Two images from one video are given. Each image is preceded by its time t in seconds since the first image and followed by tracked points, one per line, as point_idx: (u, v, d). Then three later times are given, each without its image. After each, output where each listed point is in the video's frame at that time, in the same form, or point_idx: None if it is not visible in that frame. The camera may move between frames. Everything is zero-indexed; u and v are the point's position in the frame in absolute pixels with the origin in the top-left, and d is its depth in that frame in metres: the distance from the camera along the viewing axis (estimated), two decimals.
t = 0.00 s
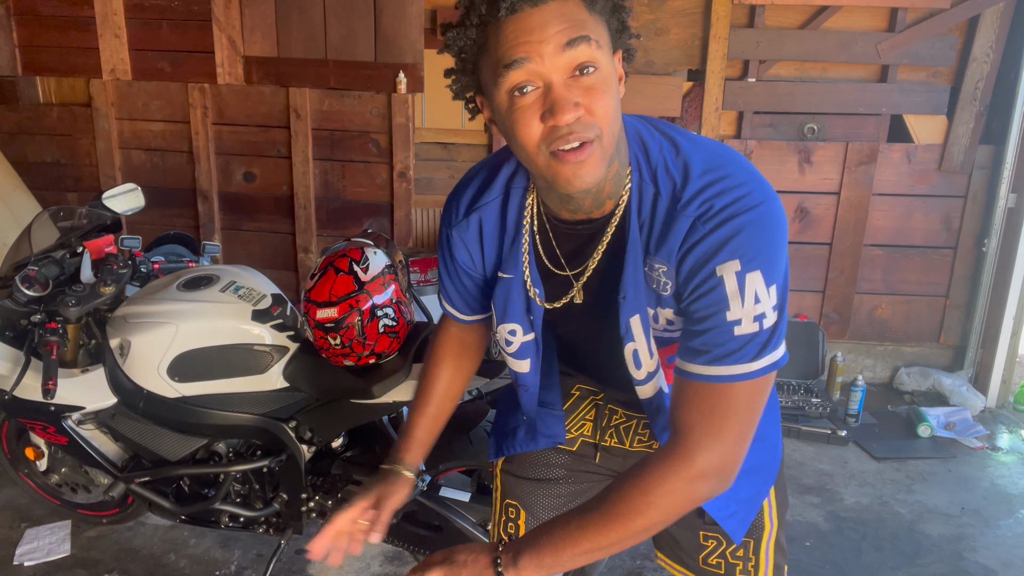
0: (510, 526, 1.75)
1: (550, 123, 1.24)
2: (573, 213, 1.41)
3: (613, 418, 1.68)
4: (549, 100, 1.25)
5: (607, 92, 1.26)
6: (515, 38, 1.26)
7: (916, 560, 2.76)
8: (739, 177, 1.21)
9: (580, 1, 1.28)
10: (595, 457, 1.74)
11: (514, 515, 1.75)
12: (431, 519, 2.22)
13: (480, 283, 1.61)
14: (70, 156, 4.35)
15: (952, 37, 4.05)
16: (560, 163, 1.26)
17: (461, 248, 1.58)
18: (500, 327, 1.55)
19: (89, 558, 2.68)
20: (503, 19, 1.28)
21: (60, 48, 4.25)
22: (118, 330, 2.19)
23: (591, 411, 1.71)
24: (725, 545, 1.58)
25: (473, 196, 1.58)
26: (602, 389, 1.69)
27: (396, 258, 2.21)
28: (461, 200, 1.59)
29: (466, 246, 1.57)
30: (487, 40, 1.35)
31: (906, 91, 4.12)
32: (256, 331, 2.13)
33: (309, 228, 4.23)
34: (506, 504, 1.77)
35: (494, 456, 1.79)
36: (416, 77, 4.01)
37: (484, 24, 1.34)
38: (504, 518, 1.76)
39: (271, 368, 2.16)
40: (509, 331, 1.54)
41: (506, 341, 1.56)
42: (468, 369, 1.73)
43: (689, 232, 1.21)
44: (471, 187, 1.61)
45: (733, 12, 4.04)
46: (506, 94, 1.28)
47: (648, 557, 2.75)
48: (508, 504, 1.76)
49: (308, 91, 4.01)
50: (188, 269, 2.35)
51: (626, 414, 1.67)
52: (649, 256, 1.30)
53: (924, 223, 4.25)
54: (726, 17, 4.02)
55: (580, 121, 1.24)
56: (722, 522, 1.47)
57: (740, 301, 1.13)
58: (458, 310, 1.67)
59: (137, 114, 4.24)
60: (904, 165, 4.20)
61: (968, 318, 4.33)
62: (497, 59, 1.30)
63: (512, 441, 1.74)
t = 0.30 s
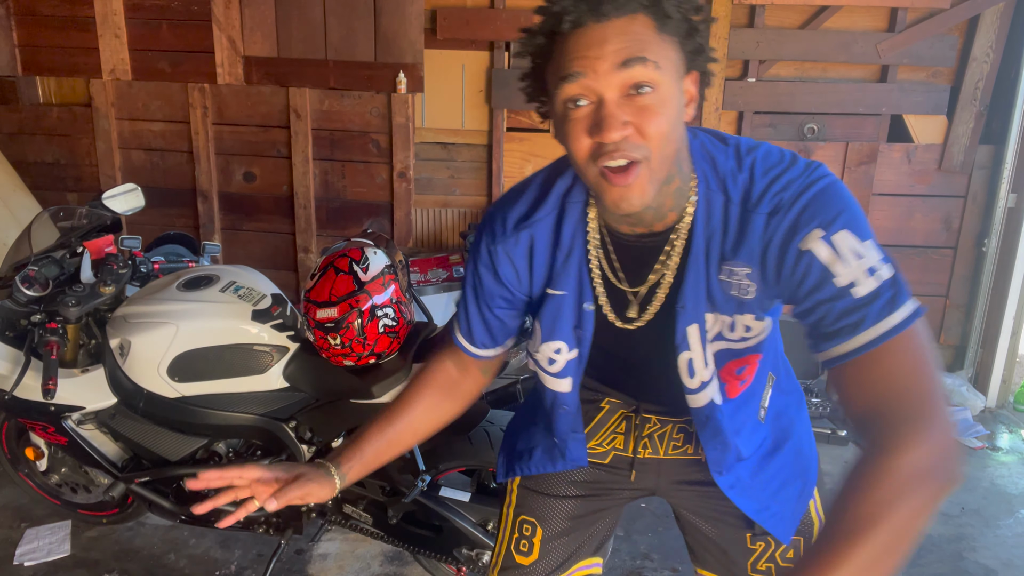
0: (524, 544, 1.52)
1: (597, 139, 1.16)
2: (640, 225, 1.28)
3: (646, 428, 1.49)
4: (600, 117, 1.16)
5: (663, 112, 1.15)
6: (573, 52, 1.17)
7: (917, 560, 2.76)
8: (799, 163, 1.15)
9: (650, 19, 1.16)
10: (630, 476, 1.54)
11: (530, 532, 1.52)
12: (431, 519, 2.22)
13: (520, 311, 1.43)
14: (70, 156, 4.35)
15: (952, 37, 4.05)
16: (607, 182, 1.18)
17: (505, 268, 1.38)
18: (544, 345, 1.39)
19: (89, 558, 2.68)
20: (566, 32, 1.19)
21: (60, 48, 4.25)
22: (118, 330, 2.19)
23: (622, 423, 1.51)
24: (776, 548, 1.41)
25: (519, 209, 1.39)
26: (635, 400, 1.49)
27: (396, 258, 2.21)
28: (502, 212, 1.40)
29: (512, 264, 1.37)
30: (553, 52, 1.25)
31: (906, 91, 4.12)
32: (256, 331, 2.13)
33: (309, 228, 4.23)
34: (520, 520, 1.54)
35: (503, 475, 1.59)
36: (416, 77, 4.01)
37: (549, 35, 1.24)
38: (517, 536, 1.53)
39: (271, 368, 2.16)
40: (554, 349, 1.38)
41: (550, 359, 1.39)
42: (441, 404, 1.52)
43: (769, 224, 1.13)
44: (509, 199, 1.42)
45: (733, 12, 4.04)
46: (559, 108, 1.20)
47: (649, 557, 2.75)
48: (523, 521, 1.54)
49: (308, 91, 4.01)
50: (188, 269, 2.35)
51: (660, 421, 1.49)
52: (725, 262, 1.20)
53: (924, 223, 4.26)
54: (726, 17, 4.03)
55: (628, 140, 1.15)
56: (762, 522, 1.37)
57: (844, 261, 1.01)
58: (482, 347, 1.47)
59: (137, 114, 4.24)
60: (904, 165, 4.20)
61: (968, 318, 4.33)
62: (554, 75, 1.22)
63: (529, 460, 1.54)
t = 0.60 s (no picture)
0: None
1: (721, 183, 0.95)
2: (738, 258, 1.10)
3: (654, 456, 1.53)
4: (731, 164, 0.95)
5: (798, 168, 0.95)
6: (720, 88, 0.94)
7: (916, 560, 2.76)
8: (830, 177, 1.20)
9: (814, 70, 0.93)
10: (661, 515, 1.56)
11: None
12: (431, 519, 2.20)
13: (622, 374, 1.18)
14: (70, 156, 4.35)
15: (952, 37, 4.06)
16: (713, 227, 0.99)
17: (604, 327, 1.10)
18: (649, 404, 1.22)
19: (89, 558, 2.68)
20: (718, 63, 0.95)
21: (60, 48, 4.24)
22: (118, 330, 2.20)
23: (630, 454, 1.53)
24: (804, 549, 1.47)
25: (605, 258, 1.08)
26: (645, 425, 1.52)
27: (396, 258, 2.20)
28: (579, 261, 1.08)
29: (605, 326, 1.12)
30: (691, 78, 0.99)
31: (906, 90, 4.12)
32: (255, 331, 2.13)
33: (309, 228, 4.24)
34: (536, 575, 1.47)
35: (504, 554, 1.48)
36: (416, 77, 4.01)
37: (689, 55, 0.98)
38: None
39: (271, 368, 2.15)
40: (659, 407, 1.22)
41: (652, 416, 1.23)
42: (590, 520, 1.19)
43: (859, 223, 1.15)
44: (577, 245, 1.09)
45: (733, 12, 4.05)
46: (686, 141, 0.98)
47: (649, 557, 2.75)
48: None
49: (308, 91, 4.01)
50: (188, 269, 2.35)
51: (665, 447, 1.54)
52: (818, 271, 1.14)
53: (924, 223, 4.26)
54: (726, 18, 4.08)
55: (753, 190, 0.95)
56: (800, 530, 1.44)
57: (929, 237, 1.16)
58: (597, 435, 1.16)
59: (137, 114, 4.24)
60: (904, 165, 4.21)
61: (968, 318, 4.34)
62: (683, 102, 0.99)
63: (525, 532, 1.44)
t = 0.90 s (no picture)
0: None
1: (720, 176, 1.17)
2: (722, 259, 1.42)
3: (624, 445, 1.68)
4: (731, 157, 1.16)
5: (795, 178, 1.16)
6: (745, 84, 1.15)
7: (916, 560, 2.76)
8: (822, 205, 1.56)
9: (830, 88, 1.15)
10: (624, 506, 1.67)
11: None
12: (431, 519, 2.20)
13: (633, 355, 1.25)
14: (70, 156, 4.34)
15: (952, 37, 4.06)
16: (703, 215, 1.20)
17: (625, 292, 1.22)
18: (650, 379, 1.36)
19: (89, 558, 2.68)
20: (747, 59, 1.16)
21: (60, 48, 4.24)
22: (118, 330, 2.20)
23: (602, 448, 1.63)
24: (757, 534, 1.65)
25: (622, 227, 1.26)
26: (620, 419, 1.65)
27: (396, 258, 2.20)
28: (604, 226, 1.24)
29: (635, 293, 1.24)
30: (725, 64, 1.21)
31: (906, 90, 4.11)
32: (255, 331, 2.12)
33: (309, 228, 4.24)
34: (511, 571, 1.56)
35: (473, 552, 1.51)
36: (416, 77, 4.01)
37: (730, 49, 1.20)
38: None
39: (271, 368, 2.15)
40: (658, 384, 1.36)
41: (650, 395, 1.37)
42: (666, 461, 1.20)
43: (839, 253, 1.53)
44: (598, 214, 1.26)
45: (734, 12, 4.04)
46: (701, 130, 1.19)
47: (649, 557, 2.75)
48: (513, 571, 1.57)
49: (308, 91, 4.01)
50: (188, 269, 2.35)
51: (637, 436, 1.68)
52: (801, 283, 1.52)
53: (924, 223, 4.25)
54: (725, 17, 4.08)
55: (748, 194, 1.16)
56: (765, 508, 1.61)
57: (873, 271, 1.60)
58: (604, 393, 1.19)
59: (137, 114, 4.24)
60: (904, 165, 4.20)
61: (968, 318, 4.34)
62: (709, 94, 1.21)
63: (495, 530, 1.49)
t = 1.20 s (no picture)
0: (486, 568, 1.53)
1: (657, 153, 1.10)
2: (669, 247, 1.30)
3: (592, 434, 1.60)
4: (667, 132, 1.09)
5: (733, 149, 1.10)
6: (672, 53, 1.08)
7: (917, 560, 2.76)
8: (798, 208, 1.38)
9: (760, 51, 1.09)
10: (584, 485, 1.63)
11: (490, 555, 1.53)
12: (432, 519, 2.21)
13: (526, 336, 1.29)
14: (70, 156, 4.34)
15: (952, 37, 4.05)
16: (645, 194, 1.13)
17: (520, 286, 1.21)
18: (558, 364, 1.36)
19: (89, 558, 2.68)
20: (672, 28, 1.09)
21: (60, 48, 4.24)
22: (118, 330, 2.20)
23: (569, 433, 1.60)
24: (713, 537, 1.52)
25: (538, 218, 1.21)
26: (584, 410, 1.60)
27: (396, 258, 2.20)
28: (514, 219, 1.19)
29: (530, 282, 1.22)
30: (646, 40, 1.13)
31: (906, 90, 4.11)
32: (256, 331, 2.12)
33: (309, 228, 4.23)
34: (478, 545, 1.54)
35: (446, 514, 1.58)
36: (416, 77, 4.00)
37: (655, 21, 1.12)
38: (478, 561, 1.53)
39: (271, 368, 2.15)
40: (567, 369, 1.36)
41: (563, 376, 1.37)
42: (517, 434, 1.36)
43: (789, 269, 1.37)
44: (516, 203, 1.21)
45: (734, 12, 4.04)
46: (631, 106, 1.13)
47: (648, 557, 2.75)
48: (481, 545, 1.54)
49: (308, 91, 4.02)
50: (188, 269, 2.35)
51: (607, 425, 1.60)
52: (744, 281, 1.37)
53: (924, 223, 4.25)
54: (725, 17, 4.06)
55: (688, 167, 1.10)
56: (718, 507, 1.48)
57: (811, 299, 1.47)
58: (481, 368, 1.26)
59: (137, 114, 4.24)
60: (904, 165, 4.20)
61: (968, 318, 4.33)
62: (636, 70, 1.14)
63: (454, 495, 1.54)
